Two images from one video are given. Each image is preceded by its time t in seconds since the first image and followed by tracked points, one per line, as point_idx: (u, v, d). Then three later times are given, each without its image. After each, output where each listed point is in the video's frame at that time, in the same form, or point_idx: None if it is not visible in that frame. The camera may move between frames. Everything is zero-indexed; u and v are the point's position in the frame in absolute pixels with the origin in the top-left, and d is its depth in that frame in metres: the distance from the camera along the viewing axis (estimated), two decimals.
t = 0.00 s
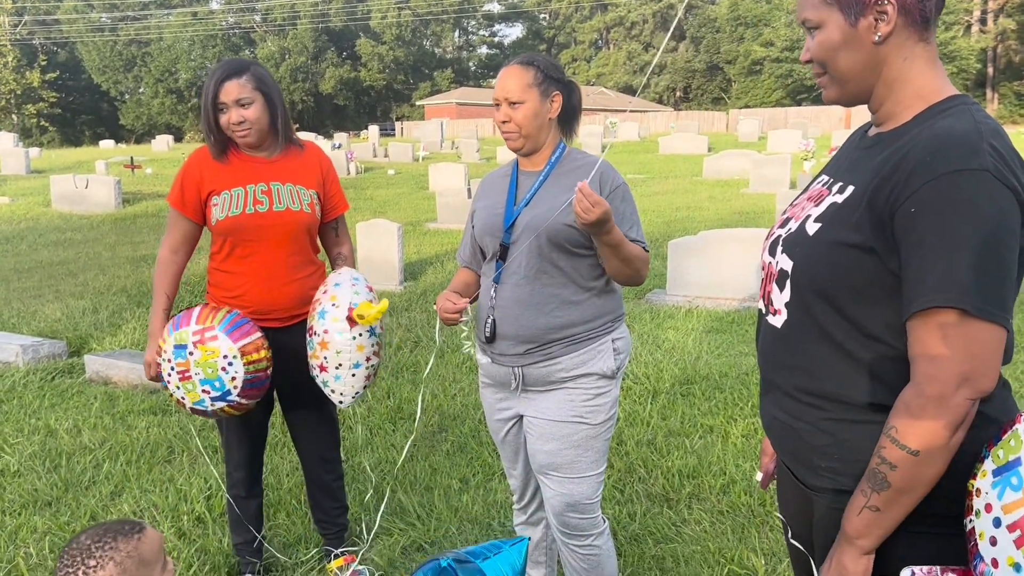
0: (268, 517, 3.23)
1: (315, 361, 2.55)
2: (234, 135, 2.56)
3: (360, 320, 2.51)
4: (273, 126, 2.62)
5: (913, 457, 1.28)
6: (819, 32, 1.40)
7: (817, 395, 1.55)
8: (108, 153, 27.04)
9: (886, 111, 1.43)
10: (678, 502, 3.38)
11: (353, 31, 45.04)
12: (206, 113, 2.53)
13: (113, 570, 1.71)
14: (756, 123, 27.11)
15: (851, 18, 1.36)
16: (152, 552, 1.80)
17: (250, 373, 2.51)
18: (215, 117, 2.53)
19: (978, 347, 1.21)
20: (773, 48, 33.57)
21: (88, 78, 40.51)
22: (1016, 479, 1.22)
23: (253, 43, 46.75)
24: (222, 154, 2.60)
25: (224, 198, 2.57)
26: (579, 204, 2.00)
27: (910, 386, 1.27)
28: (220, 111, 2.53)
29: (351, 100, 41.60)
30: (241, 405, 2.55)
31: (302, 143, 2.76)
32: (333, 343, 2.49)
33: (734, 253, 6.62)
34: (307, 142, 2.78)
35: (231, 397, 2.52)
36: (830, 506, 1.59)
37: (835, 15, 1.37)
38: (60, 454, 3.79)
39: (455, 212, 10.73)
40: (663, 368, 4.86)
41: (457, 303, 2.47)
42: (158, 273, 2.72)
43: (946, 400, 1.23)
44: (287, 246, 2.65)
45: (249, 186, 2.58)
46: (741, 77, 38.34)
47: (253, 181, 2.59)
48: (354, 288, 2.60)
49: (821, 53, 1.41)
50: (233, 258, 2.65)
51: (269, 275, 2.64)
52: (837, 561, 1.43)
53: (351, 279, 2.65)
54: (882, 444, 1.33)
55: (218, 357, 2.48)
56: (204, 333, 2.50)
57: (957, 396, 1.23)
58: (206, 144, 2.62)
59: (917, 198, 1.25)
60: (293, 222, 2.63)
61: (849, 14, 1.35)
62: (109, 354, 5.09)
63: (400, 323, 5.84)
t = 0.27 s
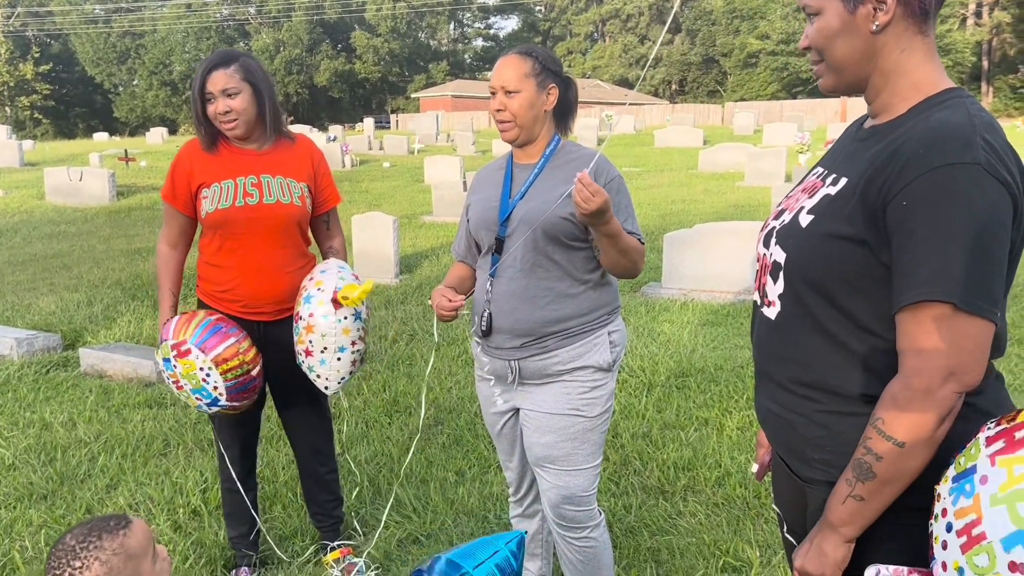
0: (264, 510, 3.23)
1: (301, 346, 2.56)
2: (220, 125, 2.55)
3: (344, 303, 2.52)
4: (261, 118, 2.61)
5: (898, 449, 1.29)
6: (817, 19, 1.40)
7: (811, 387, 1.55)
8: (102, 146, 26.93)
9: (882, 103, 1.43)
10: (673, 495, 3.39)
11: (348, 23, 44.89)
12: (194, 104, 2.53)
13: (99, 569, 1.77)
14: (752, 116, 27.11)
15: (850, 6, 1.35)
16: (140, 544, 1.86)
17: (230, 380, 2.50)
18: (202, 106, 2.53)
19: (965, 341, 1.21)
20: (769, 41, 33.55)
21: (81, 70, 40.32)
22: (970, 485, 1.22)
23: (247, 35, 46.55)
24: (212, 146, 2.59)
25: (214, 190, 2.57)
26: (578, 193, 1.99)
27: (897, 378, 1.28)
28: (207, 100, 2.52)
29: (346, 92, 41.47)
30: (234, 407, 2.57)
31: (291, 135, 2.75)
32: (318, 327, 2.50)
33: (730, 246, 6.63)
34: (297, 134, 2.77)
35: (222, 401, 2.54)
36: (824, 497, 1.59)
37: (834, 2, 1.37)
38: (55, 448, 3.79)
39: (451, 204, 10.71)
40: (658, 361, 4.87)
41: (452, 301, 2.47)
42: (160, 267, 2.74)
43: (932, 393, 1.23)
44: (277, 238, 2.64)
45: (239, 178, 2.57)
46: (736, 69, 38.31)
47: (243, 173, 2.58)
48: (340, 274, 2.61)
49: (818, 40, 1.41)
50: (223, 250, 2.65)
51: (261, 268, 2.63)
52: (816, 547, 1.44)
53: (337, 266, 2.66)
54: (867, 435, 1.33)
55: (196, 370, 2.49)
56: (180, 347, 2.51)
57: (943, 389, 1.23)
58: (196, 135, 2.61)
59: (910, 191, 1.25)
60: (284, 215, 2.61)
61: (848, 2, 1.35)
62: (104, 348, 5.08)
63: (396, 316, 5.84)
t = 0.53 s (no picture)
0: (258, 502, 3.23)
1: (290, 350, 2.56)
2: (224, 111, 2.54)
3: (326, 303, 2.52)
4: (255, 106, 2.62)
5: (893, 440, 1.28)
6: None
7: (807, 376, 1.54)
8: (93, 138, 26.79)
9: (878, 90, 1.42)
10: (668, 485, 3.39)
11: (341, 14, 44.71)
12: (196, 86, 2.50)
13: (93, 566, 1.77)
14: (746, 108, 27.09)
15: None
16: (134, 538, 1.86)
17: (258, 381, 2.56)
18: (209, 89, 2.51)
19: (960, 331, 1.20)
20: (763, 33, 33.53)
21: (72, 62, 40.08)
22: (957, 477, 1.23)
23: (239, 26, 46.32)
24: (195, 136, 2.57)
25: (198, 180, 2.54)
26: (582, 178, 1.97)
27: (890, 368, 1.27)
28: (215, 83, 2.51)
29: (339, 84, 41.33)
30: (245, 405, 2.62)
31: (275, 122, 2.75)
32: (303, 329, 2.50)
33: (724, 237, 6.62)
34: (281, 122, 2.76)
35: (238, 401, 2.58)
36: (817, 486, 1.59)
37: None
38: (47, 440, 3.77)
39: (444, 196, 10.69)
40: (653, 352, 4.86)
41: (446, 293, 2.46)
42: (145, 260, 2.72)
43: (923, 382, 1.23)
44: (262, 228, 2.62)
45: (223, 168, 2.55)
46: (730, 61, 38.27)
47: (226, 162, 2.56)
48: (318, 272, 2.60)
49: (817, 21, 1.41)
50: (208, 241, 2.63)
51: (247, 258, 2.62)
52: (812, 541, 1.42)
53: (314, 263, 2.64)
54: (860, 426, 1.32)
55: (228, 368, 2.51)
56: (215, 344, 2.50)
57: (936, 379, 1.22)
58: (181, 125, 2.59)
59: (904, 179, 1.25)
60: (268, 203, 2.60)
61: None
62: (97, 340, 5.06)
63: (389, 308, 5.82)
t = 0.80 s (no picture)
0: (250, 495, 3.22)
1: (269, 325, 2.55)
2: (219, 101, 2.53)
3: (317, 288, 2.52)
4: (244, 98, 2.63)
5: (891, 431, 1.28)
6: None
7: (800, 365, 1.54)
8: (82, 130, 26.63)
9: (872, 78, 1.41)
10: (660, 476, 3.40)
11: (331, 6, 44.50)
12: (193, 74, 2.48)
13: (94, 557, 1.77)
14: (737, 100, 27.09)
15: None
16: (135, 529, 1.86)
17: (204, 325, 2.44)
18: (204, 79, 2.49)
19: (955, 321, 1.21)
20: (754, 25, 33.52)
21: (61, 53, 39.81)
22: (959, 437, 1.24)
23: (229, 17, 46.05)
24: (183, 127, 2.54)
25: (189, 170, 2.52)
26: (581, 165, 1.96)
27: (887, 358, 1.26)
28: (210, 72, 2.50)
29: (330, 76, 41.16)
30: (207, 361, 2.48)
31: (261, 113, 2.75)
32: (287, 309, 2.50)
33: (716, 229, 6.63)
34: (266, 113, 2.76)
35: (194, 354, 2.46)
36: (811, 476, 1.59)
37: None
38: (38, 434, 3.75)
39: (436, 188, 10.67)
40: (645, 344, 4.87)
41: (440, 287, 2.45)
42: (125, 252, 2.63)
43: (923, 373, 1.23)
44: (253, 219, 2.61)
45: (213, 158, 2.54)
46: (721, 53, 38.24)
47: (218, 152, 2.55)
48: (321, 258, 2.61)
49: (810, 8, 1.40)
50: (198, 232, 2.60)
51: (239, 248, 2.61)
52: (798, 529, 1.39)
53: (323, 250, 2.65)
54: (855, 416, 1.31)
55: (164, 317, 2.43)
56: (145, 299, 2.46)
57: (935, 369, 1.22)
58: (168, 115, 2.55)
59: (897, 169, 1.24)
60: (261, 192, 2.60)
61: None
62: (87, 333, 5.03)
63: (381, 301, 5.81)
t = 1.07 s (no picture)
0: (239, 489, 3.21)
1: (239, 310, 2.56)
2: (202, 93, 2.51)
3: (278, 270, 2.53)
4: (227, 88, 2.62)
5: (868, 420, 1.28)
6: None
7: (781, 354, 1.54)
8: (70, 123, 26.48)
9: (855, 68, 1.41)
10: (649, 467, 3.41)
11: None
12: (175, 67, 2.46)
13: (86, 548, 1.76)
14: (727, 91, 27.10)
15: None
16: (126, 521, 1.85)
17: (124, 312, 2.41)
18: (186, 71, 2.47)
19: (931, 310, 1.21)
20: (745, 17, 33.51)
21: (48, 46, 39.53)
22: (889, 466, 1.25)
23: (217, 9, 45.80)
24: (165, 119, 2.52)
25: (174, 162, 2.50)
26: (571, 155, 1.95)
27: (862, 346, 1.26)
28: (192, 65, 2.48)
29: (320, 69, 41.00)
30: (143, 347, 2.45)
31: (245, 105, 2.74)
32: (252, 291, 2.51)
33: (705, 221, 6.64)
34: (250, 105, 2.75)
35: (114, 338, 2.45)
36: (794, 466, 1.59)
37: None
38: (25, 429, 3.73)
39: (425, 180, 10.65)
40: (635, 336, 4.87)
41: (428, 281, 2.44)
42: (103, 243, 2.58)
43: (899, 359, 1.23)
44: (238, 210, 2.61)
45: (198, 150, 2.53)
46: (712, 45, 38.23)
47: (203, 144, 2.54)
48: (289, 242, 2.63)
49: None
50: (184, 224, 2.58)
51: (226, 240, 2.59)
52: (775, 523, 1.38)
53: (294, 236, 2.67)
54: (831, 406, 1.30)
55: (89, 309, 2.43)
56: (72, 292, 2.47)
57: (910, 355, 1.23)
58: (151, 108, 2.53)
59: (872, 159, 1.24)
60: (247, 183, 2.60)
61: None
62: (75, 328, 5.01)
63: (371, 294, 5.80)
